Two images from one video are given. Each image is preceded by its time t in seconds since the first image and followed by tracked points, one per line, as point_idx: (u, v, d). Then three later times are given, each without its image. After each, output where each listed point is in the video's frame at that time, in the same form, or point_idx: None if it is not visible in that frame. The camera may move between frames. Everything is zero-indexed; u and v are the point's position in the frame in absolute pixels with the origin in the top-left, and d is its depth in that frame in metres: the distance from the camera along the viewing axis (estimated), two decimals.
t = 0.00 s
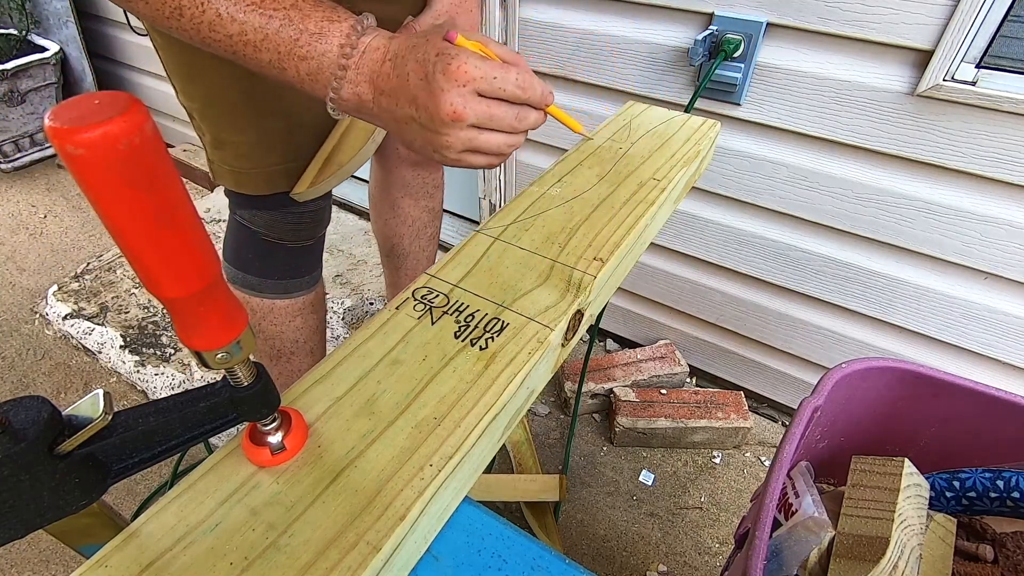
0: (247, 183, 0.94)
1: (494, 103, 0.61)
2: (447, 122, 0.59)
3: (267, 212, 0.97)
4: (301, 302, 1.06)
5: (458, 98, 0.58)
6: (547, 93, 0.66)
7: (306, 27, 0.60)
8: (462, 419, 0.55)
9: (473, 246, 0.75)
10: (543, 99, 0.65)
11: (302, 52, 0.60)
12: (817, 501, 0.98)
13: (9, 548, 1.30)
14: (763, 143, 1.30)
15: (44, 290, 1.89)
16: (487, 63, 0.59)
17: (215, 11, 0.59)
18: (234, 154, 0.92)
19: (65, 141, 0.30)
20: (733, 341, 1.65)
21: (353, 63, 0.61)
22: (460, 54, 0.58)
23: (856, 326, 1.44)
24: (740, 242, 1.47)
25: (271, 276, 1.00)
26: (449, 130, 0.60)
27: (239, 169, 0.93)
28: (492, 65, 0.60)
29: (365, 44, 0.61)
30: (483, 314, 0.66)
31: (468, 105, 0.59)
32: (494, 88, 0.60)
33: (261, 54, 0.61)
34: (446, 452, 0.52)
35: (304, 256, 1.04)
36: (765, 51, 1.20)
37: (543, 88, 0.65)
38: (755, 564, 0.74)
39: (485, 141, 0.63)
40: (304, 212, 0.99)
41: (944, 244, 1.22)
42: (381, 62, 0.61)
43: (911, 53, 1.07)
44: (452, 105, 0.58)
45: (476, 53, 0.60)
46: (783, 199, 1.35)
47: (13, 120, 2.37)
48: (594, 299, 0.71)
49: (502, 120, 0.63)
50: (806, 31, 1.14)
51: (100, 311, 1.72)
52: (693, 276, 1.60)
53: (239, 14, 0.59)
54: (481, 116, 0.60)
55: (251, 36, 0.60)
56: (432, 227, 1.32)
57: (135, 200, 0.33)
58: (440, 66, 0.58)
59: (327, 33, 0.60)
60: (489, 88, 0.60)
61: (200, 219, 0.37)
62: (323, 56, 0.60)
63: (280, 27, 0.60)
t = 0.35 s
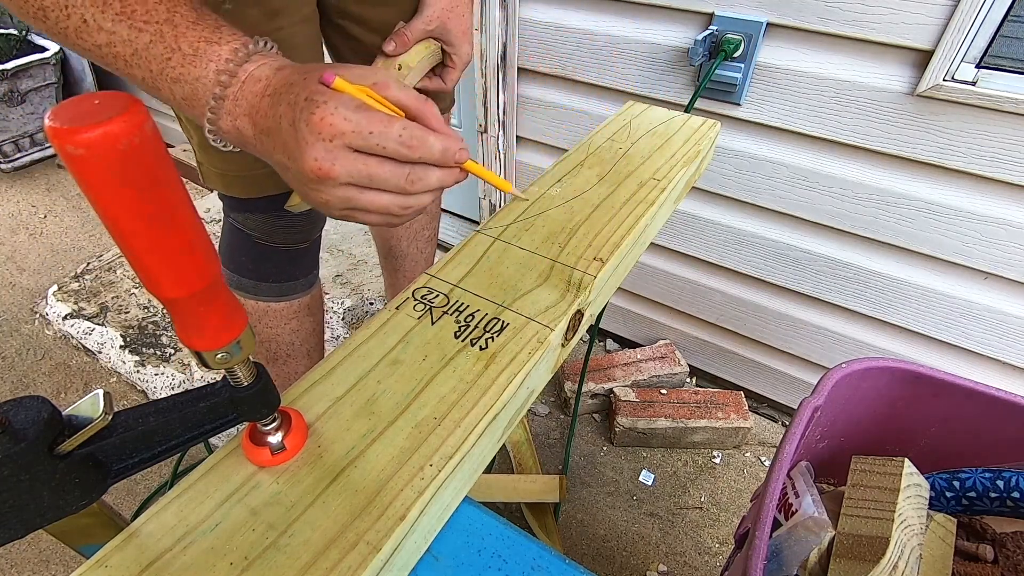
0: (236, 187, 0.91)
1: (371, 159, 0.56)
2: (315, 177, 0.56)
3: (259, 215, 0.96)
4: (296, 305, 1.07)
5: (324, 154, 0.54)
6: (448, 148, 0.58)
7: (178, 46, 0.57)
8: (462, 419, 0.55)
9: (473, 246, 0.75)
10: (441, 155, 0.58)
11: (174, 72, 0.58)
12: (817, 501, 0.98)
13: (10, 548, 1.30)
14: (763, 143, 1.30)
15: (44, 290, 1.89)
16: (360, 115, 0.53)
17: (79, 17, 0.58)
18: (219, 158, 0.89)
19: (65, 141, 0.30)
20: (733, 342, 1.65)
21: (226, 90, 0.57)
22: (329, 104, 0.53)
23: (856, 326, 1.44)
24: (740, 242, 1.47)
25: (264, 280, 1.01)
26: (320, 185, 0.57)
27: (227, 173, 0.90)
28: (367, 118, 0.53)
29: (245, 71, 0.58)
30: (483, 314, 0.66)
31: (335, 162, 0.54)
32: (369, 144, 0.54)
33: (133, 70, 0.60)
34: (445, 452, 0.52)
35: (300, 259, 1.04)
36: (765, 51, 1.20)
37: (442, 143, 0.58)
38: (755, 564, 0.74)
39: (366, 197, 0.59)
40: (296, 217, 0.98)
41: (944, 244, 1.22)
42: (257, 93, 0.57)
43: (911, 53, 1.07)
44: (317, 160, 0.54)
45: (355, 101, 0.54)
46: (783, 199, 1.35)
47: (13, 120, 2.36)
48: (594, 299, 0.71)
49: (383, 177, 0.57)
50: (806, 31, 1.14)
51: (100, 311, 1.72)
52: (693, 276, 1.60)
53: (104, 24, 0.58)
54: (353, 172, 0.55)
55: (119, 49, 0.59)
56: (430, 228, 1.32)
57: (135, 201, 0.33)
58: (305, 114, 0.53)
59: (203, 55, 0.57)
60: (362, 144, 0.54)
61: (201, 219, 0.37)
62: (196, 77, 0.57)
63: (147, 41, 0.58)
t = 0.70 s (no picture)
0: (223, 191, 0.92)
1: (287, 158, 0.53)
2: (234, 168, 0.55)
3: (249, 220, 0.96)
4: (290, 309, 1.07)
5: (238, 143, 0.53)
6: (374, 159, 0.51)
7: (147, 40, 0.57)
8: (462, 419, 0.55)
9: (473, 246, 0.75)
10: (367, 165, 0.52)
11: (145, 68, 0.58)
12: (817, 501, 0.98)
13: (9, 548, 1.30)
14: (763, 143, 1.30)
15: (44, 290, 1.89)
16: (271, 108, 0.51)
17: (50, 12, 0.59)
18: (204, 163, 0.89)
19: (65, 141, 0.30)
20: (732, 342, 1.65)
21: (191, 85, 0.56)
22: (247, 92, 0.52)
23: (855, 326, 1.44)
24: (740, 242, 1.47)
25: (258, 285, 1.02)
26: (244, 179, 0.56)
27: (213, 177, 0.91)
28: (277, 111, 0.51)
29: (210, 65, 0.57)
30: (483, 314, 0.66)
31: (248, 154, 0.53)
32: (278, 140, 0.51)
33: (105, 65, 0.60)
34: (446, 452, 0.52)
35: (291, 265, 1.03)
36: (765, 51, 1.20)
37: (368, 151, 0.51)
38: (755, 564, 0.74)
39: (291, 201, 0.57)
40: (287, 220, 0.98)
41: (944, 244, 1.22)
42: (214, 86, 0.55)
43: (911, 53, 1.07)
44: (230, 149, 0.54)
45: (278, 92, 0.52)
46: (783, 199, 1.35)
47: (13, 120, 2.36)
48: (594, 299, 0.71)
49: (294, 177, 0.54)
50: (806, 31, 1.14)
51: (100, 311, 1.72)
52: (692, 276, 1.60)
53: (75, 19, 0.58)
54: (267, 168, 0.54)
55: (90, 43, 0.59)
56: (428, 229, 1.33)
57: (136, 202, 0.33)
58: (225, 103, 0.53)
59: (172, 49, 0.57)
60: (275, 139, 0.52)
61: (201, 220, 0.37)
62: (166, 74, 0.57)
63: (115, 36, 0.58)
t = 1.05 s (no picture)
0: (217, 194, 0.92)
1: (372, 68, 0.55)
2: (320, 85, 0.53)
3: (247, 222, 0.95)
4: (289, 311, 1.08)
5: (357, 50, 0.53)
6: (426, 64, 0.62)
7: None
8: (462, 419, 0.55)
9: (473, 246, 0.75)
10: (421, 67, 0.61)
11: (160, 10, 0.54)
12: (817, 501, 0.98)
13: (9, 548, 1.30)
14: (763, 142, 1.30)
15: (44, 290, 1.89)
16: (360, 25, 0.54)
17: None
18: (201, 166, 0.90)
19: (65, 141, 0.30)
20: (732, 341, 1.65)
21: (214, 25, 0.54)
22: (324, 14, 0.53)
23: (855, 326, 1.44)
24: (740, 242, 1.47)
25: (256, 288, 1.01)
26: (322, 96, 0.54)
27: (209, 181, 0.91)
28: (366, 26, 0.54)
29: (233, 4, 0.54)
30: (483, 314, 0.66)
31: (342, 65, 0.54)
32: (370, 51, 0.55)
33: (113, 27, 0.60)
34: (446, 452, 0.52)
35: (290, 267, 1.04)
36: (765, 50, 1.20)
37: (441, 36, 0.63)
38: (755, 564, 0.74)
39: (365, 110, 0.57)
40: (284, 223, 0.98)
41: (944, 244, 1.22)
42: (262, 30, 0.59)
43: (911, 53, 1.07)
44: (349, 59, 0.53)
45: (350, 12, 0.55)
46: (783, 199, 1.35)
47: (13, 120, 2.36)
48: (594, 299, 0.71)
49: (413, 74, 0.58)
50: (806, 31, 1.14)
51: (100, 311, 1.72)
52: (692, 276, 1.60)
53: None
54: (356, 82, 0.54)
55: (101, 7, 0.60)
56: (427, 229, 1.33)
57: (136, 202, 0.33)
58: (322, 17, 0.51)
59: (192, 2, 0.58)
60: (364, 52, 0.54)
61: (201, 220, 0.37)
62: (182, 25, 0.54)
63: None
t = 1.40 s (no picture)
0: (216, 194, 0.92)
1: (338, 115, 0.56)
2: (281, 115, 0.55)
3: (248, 223, 0.95)
4: (289, 311, 1.08)
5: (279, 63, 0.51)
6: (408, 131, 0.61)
7: None
8: (462, 419, 0.55)
9: (473, 246, 0.75)
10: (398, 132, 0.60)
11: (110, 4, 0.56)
12: (817, 501, 0.98)
13: (9, 548, 1.30)
14: (763, 143, 1.30)
15: (44, 290, 1.89)
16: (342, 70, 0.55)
17: None
18: (200, 166, 0.89)
19: (65, 141, 0.30)
20: (732, 341, 1.65)
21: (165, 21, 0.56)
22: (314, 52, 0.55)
23: (855, 327, 1.44)
24: (740, 242, 1.47)
25: (256, 288, 1.02)
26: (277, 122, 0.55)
27: (209, 181, 0.91)
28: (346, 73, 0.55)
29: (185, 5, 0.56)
30: (483, 314, 0.66)
31: (308, 104, 0.54)
32: (342, 99, 0.55)
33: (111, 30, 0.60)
34: (445, 452, 0.52)
35: (291, 267, 1.04)
36: (765, 50, 1.20)
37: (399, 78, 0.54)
38: (755, 564, 0.74)
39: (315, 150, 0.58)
40: (284, 223, 0.98)
41: (944, 244, 1.22)
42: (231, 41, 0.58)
43: (911, 53, 1.07)
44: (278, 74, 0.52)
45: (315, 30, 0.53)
46: (783, 199, 1.34)
47: (13, 120, 2.37)
48: (594, 299, 0.71)
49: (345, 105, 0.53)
50: (806, 31, 1.14)
51: (100, 311, 1.72)
52: (692, 276, 1.60)
53: None
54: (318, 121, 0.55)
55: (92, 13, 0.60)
56: (428, 229, 1.33)
57: (136, 202, 0.33)
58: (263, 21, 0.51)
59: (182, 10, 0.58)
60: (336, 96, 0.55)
61: (201, 220, 0.37)
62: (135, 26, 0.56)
63: None
